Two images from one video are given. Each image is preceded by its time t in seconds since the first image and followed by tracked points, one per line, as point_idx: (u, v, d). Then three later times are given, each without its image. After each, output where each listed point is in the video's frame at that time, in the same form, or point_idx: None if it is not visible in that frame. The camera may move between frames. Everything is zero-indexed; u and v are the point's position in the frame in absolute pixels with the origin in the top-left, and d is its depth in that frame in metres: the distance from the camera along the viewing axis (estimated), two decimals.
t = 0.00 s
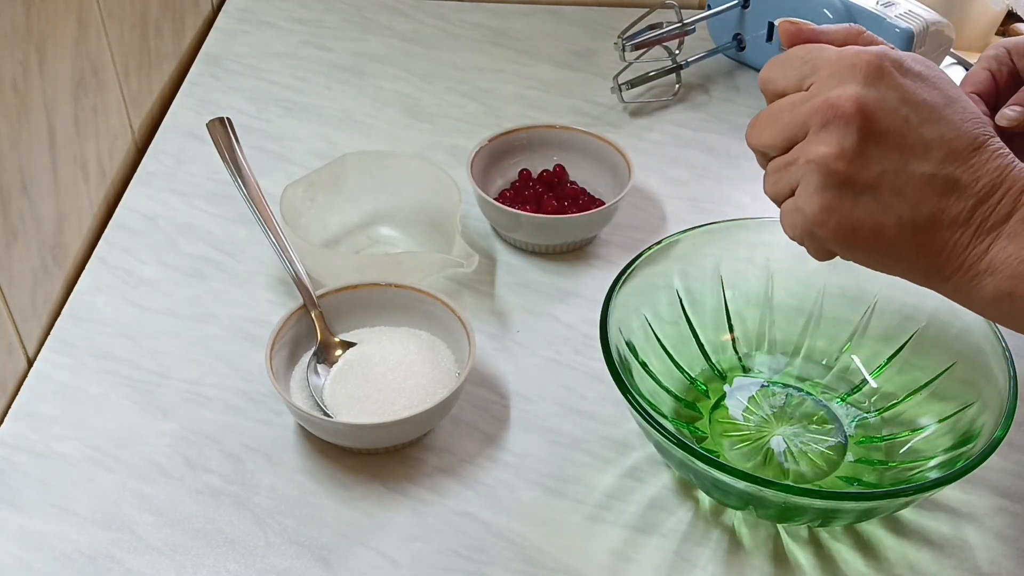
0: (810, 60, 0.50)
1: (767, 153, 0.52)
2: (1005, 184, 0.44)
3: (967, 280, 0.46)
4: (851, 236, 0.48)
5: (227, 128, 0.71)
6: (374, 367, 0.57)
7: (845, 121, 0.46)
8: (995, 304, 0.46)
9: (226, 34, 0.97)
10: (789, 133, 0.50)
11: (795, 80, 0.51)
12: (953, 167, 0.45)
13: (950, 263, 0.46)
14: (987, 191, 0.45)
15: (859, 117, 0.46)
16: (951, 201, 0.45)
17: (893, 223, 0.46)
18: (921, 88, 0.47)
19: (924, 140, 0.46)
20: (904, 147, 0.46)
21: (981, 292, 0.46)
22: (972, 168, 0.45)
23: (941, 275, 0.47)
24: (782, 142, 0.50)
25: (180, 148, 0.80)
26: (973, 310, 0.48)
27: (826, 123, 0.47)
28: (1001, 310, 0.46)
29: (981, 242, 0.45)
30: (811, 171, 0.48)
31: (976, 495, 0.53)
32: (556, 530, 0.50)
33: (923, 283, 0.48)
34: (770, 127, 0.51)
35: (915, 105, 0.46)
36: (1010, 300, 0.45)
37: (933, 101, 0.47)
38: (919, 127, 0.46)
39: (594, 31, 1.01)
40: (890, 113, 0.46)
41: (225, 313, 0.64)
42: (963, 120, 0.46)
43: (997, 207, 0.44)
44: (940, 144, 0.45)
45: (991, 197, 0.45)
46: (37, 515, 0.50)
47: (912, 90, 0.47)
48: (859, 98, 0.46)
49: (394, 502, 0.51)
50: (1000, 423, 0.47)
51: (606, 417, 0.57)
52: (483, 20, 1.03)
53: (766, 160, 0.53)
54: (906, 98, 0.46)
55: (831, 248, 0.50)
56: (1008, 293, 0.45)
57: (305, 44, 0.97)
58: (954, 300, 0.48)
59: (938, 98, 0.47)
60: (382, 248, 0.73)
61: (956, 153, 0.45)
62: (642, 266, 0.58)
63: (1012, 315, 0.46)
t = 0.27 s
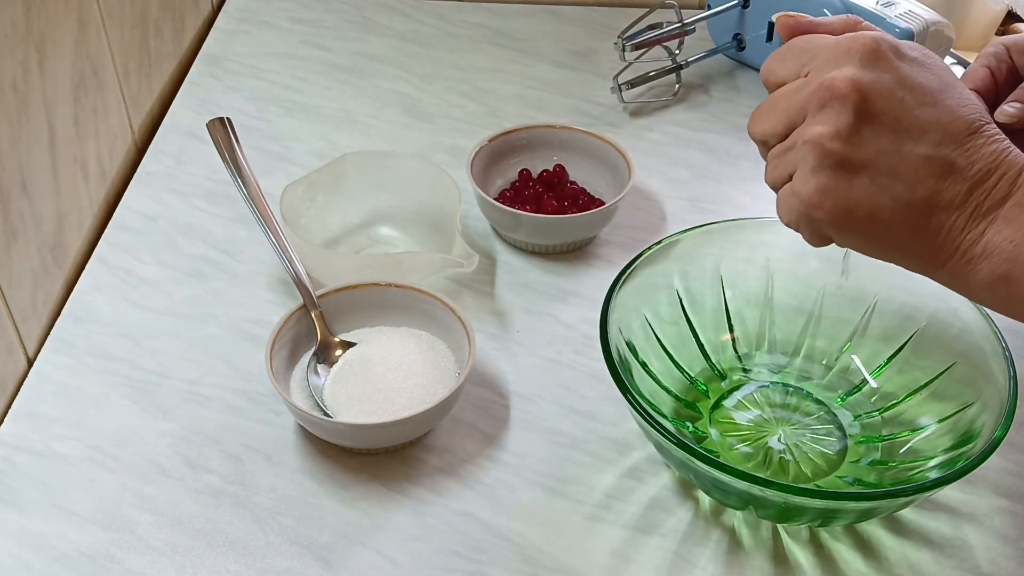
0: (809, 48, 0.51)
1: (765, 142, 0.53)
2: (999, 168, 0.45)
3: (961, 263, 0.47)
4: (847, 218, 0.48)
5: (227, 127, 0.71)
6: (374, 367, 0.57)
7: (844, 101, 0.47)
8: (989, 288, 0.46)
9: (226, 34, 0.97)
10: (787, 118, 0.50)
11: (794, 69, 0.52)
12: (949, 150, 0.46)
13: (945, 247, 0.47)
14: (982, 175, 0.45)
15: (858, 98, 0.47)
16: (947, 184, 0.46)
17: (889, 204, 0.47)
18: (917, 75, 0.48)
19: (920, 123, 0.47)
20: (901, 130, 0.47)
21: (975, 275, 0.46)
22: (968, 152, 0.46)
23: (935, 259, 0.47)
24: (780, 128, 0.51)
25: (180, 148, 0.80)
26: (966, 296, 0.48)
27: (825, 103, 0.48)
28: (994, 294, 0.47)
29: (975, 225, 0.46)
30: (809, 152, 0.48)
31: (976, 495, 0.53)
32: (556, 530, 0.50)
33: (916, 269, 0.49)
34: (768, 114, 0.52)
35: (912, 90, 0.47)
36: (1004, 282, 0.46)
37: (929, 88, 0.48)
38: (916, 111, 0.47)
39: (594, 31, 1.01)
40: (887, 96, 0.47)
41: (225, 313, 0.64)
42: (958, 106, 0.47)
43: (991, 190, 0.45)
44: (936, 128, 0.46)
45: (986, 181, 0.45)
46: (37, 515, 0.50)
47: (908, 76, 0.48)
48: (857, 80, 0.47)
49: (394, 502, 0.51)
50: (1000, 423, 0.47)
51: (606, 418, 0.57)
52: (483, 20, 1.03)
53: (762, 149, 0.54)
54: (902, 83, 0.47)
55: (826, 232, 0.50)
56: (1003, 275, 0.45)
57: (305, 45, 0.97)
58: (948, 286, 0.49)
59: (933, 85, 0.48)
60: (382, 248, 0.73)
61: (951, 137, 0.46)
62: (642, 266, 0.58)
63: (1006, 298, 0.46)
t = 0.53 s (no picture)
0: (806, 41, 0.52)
1: (765, 135, 0.53)
2: (993, 154, 0.45)
3: (955, 249, 0.47)
4: (842, 204, 0.48)
5: (227, 128, 0.71)
6: (374, 367, 0.57)
7: (838, 87, 0.47)
8: (983, 273, 0.47)
9: (226, 34, 0.97)
10: (785, 108, 0.51)
11: (792, 62, 0.52)
12: (943, 136, 0.46)
13: (939, 233, 0.47)
14: (976, 161, 0.45)
15: (852, 84, 0.47)
16: (941, 169, 0.46)
17: (883, 190, 0.47)
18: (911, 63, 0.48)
19: (914, 109, 0.47)
20: (895, 116, 0.47)
21: (969, 261, 0.47)
22: (962, 138, 0.46)
23: (929, 245, 0.48)
24: (778, 119, 0.52)
25: (180, 147, 0.80)
26: (960, 282, 0.49)
27: (820, 91, 0.48)
28: (988, 280, 0.47)
29: (969, 211, 0.46)
30: (804, 139, 0.49)
31: (976, 495, 0.53)
32: (556, 530, 0.50)
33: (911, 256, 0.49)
34: (767, 107, 0.53)
35: (905, 77, 0.47)
36: (998, 267, 0.46)
37: (923, 75, 0.48)
38: (910, 97, 0.47)
39: (594, 31, 1.01)
40: (881, 83, 0.47)
41: (225, 313, 0.64)
42: (952, 93, 0.47)
43: (985, 176, 0.45)
44: (930, 113, 0.46)
45: (980, 167, 0.45)
46: (37, 515, 0.50)
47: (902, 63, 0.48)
48: (851, 66, 0.47)
49: (394, 502, 0.51)
50: (1000, 423, 0.47)
51: (606, 418, 0.57)
52: (483, 20, 1.03)
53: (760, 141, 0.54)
54: (896, 70, 0.48)
55: (821, 219, 0.50)
56: (997, 260, 0.46)
57: (305, 45, 0.97)
58: (942, 274, 0.49)
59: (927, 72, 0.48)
60: (382, 248, 0.73)
61: (945, 123, 0.46)
62: (642, 266, 0.58)
63: (999, 283, 0.46)
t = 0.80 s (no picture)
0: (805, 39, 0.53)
1: (766, 131, 0.55)
2: (988, 145, 0.45)
3: (950, 240, 0.47)
4: (837, 193, 0.49)
5: (227, 128, 0.71)
6: (374, 367, 0.57)
7: (832, 79, 0.48)
8: (978, 264, 0.46)
9: (226, 34, 0.97)
10: (784, 103, 0.52)
11: (792, 60, 0.54)
12: (937, 126, 0.46)
13: (934, 223, 0.47)
14: (970, 151, 0.45)
15: (845, 75, 0.48)
16: (935, 159, 0.46)
17: (877, 180, 0.47)
18: (908, 56, 0.49)
19: (908, 99, 0.47)
20: (889, 106, 0.47)
21: (964, 251, 0.46)
22: (956, 129, 0.46)
23: (925, 236, 0.48)
24: (778, 113, 0.53)
25: (180, 147, 0.80)
26: (957, 274, 0.48)
27: (815, 83, 0.49)
28: (984, 271, 0.47)
29: (963, 201, 0.46)
30: (801, 130, 0.50)
31: (976, 495, 0.53)
32: (556, 530, 0.50)
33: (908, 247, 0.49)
34: (768, 103, 0.54)
35: (900, 68, 0.48)
36: (993, 257, 0.46)
37: (919, 67, 0.48)
38: (904, 88, 0.47)
39: (594, 31, 1.01)
40: (875, 75, 0.48)
41: (225, 313, 0.64)
42: (948, 84, 0.47)
43: (979, 166, 0.45)
44: (924, 104, 0.47)
45: (974, 157, 0.45)
46: (37, 515, 0.50)
47: (897, 55, 0.48)
48: (846, 59, 0.48)
49: (394, 502, 0.51)
50: (1000, 423, 0.47)
51: (606, 418, 0.57)
52: (483, 20, 1.03)
53: (763, 136, 0.55)
54: (890, 62, 0.48)
55: (819, 209, 0.51)
56: (991, 250, 0.45)
57: (305, 45, 0.97)
58: (939, 265, 0.49)
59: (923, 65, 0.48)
60: (382, 248, 0.73)
61: (940, 113, 0.46)
62: (642, 266, 0.58)
63: (994, 274, 0.46)
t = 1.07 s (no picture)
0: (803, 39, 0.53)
1: (766, 129, 0.54)
2: (988, 141, 0.45)
3: (950, 236, 0.47)
4: (837, 190, 0.48)
5: (227, 128, 0.71)
6: (374, 367, 0.57)
7: (832, 75, 0.48)
8: (978, 260, 0.46)
9: (226, 34, 0.97)
10: (785, 101, 0.52)
11: (792, 61, 0.53)
12: (938, 122, 0.46)
13: (934, 220, 0.47)
14: (970, 147, 0.45)
15: (846, 71, 0.48)
16: (936, 155, 0.46)
17: (879, 175, 0.47)
18: (906, 54, 0.49)
19: (908, 96, 0.47)
20: (889, 103, 0.47)
21: (964, 247, 0.46)
22: (956, 125, 0.46)
23: (925, 233, 0.48)
24: (778, 111, 0.53)
25: (180, 147, 0.80)
26: (957, 270, 0.48)
27: (816, 80, 0.49)
28: (984, 268, 0.47)
29: (964, 197, 0.46)
30: (802, 127, 0.50)
31: (976, 495, 0.53)
32: (556, 530, 0.50)
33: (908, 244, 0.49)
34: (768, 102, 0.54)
35: (900, 66, 0.48)
36: (993, 253, 0.46)
37: (918, 65, 0.48)
38: (905, 85, 0.47)
39: (594, 31, 1.01)
40: (875, 72, 0.48)
41: (225, 313, 0.64)
42: (947, 83, 0.48)
43: (980, 162, 0.46)
44: (924, 100, 0.47)
45: (975, 154, 0.46)
46: (37, 515, 0.50)
47: (896, 54, 0.48)
48: (846, 55, 0.48)
49: (394, 502, 0.51)
50: (1000, 423, 0.47)
51: (606, 417, 0.57)
52: (483, 20, 1.03)
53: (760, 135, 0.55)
54: (890, 60, 0.48)
55: (818, 206, 0.50)
56: (992, 246, 0.45)
57: (305, 45, 0.97)
58: (938, 263, 0.49)
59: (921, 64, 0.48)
60: (382, 248, 0.73)
61: (940, 110, 0.46)
62: (642, 266, 0.58)
63: (995, 270, 0.46)
